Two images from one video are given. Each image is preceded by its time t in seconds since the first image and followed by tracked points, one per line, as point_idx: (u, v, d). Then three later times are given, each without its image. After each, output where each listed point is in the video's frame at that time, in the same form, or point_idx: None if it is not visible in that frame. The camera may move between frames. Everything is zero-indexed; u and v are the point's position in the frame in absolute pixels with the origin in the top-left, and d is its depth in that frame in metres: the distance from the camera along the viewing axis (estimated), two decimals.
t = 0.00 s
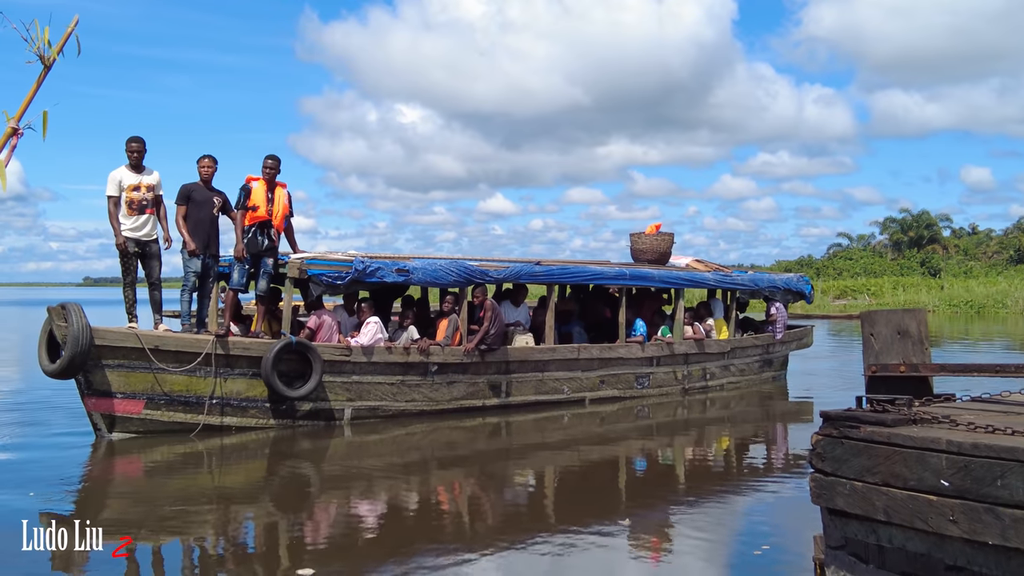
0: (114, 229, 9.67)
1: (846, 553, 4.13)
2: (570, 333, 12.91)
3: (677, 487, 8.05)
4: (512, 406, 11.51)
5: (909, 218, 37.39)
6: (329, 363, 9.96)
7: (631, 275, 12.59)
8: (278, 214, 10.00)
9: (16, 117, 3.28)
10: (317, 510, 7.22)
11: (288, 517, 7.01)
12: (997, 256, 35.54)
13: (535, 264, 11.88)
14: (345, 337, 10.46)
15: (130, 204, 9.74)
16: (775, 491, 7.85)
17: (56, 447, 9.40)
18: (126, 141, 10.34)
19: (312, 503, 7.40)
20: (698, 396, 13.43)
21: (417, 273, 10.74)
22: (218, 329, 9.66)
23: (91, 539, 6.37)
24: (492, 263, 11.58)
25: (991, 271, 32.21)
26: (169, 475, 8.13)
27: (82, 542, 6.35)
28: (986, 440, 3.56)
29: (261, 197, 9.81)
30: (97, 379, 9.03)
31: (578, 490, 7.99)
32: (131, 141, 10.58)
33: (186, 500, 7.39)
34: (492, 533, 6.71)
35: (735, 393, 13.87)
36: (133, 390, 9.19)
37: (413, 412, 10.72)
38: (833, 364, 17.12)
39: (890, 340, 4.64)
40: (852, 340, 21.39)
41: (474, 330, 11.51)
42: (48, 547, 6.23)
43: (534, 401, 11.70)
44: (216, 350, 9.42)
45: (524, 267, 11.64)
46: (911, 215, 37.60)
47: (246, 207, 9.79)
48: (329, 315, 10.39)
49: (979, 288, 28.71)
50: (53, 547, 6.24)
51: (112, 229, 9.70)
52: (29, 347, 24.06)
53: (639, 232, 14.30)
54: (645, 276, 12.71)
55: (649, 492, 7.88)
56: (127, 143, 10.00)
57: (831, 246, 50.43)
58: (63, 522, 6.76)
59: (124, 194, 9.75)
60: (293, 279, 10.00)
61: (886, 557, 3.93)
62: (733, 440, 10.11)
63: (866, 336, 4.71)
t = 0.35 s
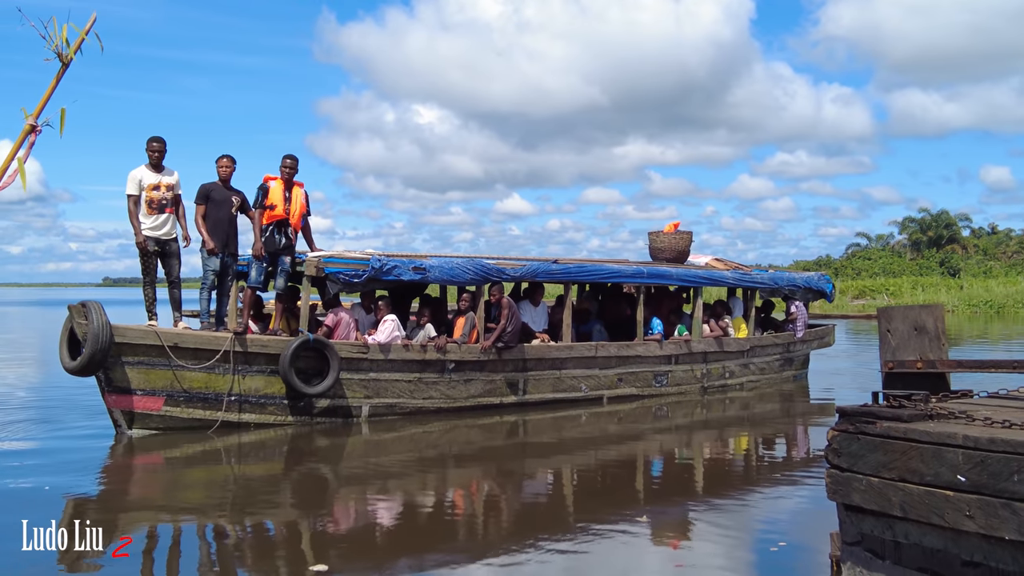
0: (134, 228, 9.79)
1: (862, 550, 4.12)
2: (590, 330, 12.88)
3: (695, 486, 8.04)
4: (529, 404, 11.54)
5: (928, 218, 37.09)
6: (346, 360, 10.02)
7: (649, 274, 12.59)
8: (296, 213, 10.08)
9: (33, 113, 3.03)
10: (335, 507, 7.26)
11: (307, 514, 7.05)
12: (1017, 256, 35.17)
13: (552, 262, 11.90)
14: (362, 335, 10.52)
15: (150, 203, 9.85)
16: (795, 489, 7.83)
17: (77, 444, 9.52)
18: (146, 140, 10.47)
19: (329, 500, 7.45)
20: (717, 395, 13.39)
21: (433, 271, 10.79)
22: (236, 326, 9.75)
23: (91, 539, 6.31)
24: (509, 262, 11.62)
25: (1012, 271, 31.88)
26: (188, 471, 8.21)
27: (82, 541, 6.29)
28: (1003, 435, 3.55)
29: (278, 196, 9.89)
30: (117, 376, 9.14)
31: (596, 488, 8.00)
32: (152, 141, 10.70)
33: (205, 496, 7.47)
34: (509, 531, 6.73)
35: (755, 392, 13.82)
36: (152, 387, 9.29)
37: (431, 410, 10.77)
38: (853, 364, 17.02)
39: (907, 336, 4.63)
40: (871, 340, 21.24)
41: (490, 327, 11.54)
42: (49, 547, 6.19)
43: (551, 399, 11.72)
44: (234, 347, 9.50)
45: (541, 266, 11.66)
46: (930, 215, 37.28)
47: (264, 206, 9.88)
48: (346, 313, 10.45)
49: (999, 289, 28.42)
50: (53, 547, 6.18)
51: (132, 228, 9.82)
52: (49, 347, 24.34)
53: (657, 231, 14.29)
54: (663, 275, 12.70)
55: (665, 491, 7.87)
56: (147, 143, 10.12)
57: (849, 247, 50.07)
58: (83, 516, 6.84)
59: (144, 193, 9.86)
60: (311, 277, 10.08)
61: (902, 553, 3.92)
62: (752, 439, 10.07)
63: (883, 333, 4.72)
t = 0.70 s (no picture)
0: (153, 226, 9.92)
1: (874, 543, 4.13)
2: (608, 328, 12.93)
3: (711, 484, 8.05)
4: (544, 401, 11.57)
5: (945, 218, 36.81)
6: (361, 357, 10.10)
7: (665, 272, 12.60)
8: (311, 211, 10.16)
9: (51, 108, 3.42)
10: (349, 503, 7.32)
11: (322, 509, 7.11)
12: None
13: (567, 260, 11.93)
14: (377, 331, 10.59)
15: (168, 202, 9.97)
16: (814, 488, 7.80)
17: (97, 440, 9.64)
18: (165, 140, 10.60)
19: (344, 497, 7.52)
20: (735, 393, 13.37)
21: (448, 269, 10.86)
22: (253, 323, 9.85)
23: (92, 539, 6.32)
24: (524, 260, 11.66)
25: None
26: (205, 467, 8.31)
27: (83, 541, 6.30)
28: (1015, 427, 3.55)
29: (294, 195, 9.98)
30: (135, 372, 9.25)
31: (611, 486, 8.02)
32: (170, 141, 10.83)
33: (223, 491, 7.56)
34: (524, 528, 6.76)
35: (773, 391, 13.79)
36: (170, 383, 9.40)
37: (446, 406, 10.83)
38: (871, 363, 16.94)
39: (920, 331, 4.64)
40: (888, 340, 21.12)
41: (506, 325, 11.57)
42: (48, 547, 6.16)
43: (567, 396, 11.76)
44: (251, 344, 9.60)
45: (556, 264, 11.69)
46: (948, 215, 36.99)
47: (280, 204, 9.98)
48: (362, 310, 10.53)
49: (1018, 289, 28.16)
50: (53, 547, 6.17)
51: (151, 226, 9.95)
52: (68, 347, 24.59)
53: (673, 229, 14.28)
54: (679, 273, 12.72)
55: (680, 489, 7.88)
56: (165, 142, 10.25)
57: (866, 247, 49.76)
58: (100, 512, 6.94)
59: (163, 192, 9.98)
60: (326, 275, 10.16)
61: (914, 546, 3.93)
62: (769, 438, 10.05)
63: (896, 327, 4.72)
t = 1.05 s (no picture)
0: (170, 224, 10.04)
1: (885, 536, 4.14)
2: (626, 326, 12.97)
3: (726, 482, 8.05)
4: (559, 399, 11.61)
5: (962, 218, 36.54)
6: (376, 354, 10.18)
7: (680, 271, 12.64)
8: (325, 209, 10.24)
9: (67, 103, 3.39)
10: (364, 499, 7.37)
11: (338, 505, 7.18)
12: None
13: (581, 258, 11.96)
14: (392, 329, 10.67)
15: (185, 201, 10.08)
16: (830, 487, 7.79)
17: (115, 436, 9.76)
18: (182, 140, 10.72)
19: (359, 493, 7.58)
20: (751, 391, 13.35)
21: (462, 266, 10.95)
22: (268, 320, 9.95)
23: (92, 539, 6.22)
24: (538, 258, 11.72)
25: None
26: (222, 462, 8.40)
27: (83, 541, 6.18)
28: None
29: (307, 193, 10.05)
30: (152, 368, 9.36)
31: (625, 483, 8.04)
32: (188, 141, 10.96)
33: (239, 486, 7.65)
34: (539, 525, 6.79)
35: (789, 389, 13.76)
36: (187, 379, 9.51)
37: (460, 403, 10.89)
38: (888, 363, 16.87)
39: (932, 326, 4.64)
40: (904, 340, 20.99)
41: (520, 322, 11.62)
42: (48, 547, 6.02)
43: (581, 393, 11.79)
44: (266, 340, 9.70)
45: (570, 262, 11.73)
46: (965, 215, 36.71)
47: (294, 202, 10.08)
48: (376, 307, 10.60)
49: None
50: (53, 547, 6.02)
51: (168, 225, 10.07)
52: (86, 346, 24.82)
53: (689, 228, 14.28)
54: (694, 271, 12.75)
55: (695, 487, 7.89)
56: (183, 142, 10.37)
57: (882, 248, 49.43)
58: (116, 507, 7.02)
59: (180, 191, 10.09)
60: (341, 272, 10.25)
61: (925, 539, 3.94)
62: (786, 437, 10.05)
63: (908, 322, 4.73)
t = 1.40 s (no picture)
0: (185, 223, 10.14)
1: (896, 530, 4.15)
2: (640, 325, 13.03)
3: (740, 480, 8.06)
4: (572, 396, 11.64)
5: (977, 217, 36.31)
6: (389, 351, 10.25)
7: (693, 269, 12.64)
8: (338, 207, 10.31)
9: (83, 98, 3.19)
10: (377, 496, 7.44)
11: (352, 501, 7.24)
12: None
13: (594, 256, 11.99)
14: (405, 326, 10.74)
15: (200, 200, 10.18)
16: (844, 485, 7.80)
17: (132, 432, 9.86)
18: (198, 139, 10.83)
19: (373, 489, 7.65)
20: (766, 390, 13.34)
21: (475, 265, 11.00)
22: (283, 317, 10.04)
23: (91, 539, 6.01)
24: (551, 256, 11.76)
25: None
26: (238, 458, 8.48)
27: (82, 542, 5.97)
28: None
29: (320, 191, 10.11)
30: (168, 365, 9.46)
31: (638, 481, 8.07)
32: (203, 141, 11.07)
33: (254, 481, 7.73)
34: (552, 521, 6.84)
35: (805, 388, 13.74)
36: (202, 375, 9.60)
37: (473, 400, 10.94)
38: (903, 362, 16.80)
39: (944, 322, 4.66)
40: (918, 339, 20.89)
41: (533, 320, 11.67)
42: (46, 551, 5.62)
43: (595, 391, 11.82)
44: (281, 337, 9.79)
45: (583, 260, 11.76)
46: (980, 215, 36.46)
47: (308, 201, 10.16)
48: (390, 305, 10.68)
49: None
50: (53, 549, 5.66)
51: (184, 223, 10.17)
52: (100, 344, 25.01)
53: (704, 226, 14.27)
54: (708, 269, 12.75)
55: (708, 485, 7.91)
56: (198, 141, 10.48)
57: (896, 248, 49.17)
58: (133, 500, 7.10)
59: (195, 189, 10.19)
60: (354, 270, 10.33)
61: (936, 532, 3.95)
62: (803, 436, 10.05)
63: (920, 318, 4.75)
